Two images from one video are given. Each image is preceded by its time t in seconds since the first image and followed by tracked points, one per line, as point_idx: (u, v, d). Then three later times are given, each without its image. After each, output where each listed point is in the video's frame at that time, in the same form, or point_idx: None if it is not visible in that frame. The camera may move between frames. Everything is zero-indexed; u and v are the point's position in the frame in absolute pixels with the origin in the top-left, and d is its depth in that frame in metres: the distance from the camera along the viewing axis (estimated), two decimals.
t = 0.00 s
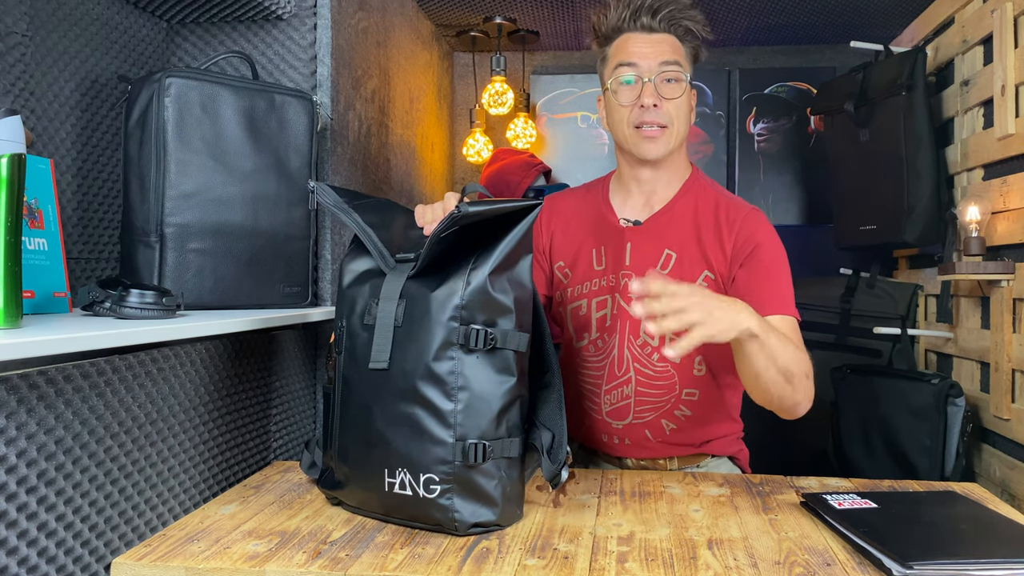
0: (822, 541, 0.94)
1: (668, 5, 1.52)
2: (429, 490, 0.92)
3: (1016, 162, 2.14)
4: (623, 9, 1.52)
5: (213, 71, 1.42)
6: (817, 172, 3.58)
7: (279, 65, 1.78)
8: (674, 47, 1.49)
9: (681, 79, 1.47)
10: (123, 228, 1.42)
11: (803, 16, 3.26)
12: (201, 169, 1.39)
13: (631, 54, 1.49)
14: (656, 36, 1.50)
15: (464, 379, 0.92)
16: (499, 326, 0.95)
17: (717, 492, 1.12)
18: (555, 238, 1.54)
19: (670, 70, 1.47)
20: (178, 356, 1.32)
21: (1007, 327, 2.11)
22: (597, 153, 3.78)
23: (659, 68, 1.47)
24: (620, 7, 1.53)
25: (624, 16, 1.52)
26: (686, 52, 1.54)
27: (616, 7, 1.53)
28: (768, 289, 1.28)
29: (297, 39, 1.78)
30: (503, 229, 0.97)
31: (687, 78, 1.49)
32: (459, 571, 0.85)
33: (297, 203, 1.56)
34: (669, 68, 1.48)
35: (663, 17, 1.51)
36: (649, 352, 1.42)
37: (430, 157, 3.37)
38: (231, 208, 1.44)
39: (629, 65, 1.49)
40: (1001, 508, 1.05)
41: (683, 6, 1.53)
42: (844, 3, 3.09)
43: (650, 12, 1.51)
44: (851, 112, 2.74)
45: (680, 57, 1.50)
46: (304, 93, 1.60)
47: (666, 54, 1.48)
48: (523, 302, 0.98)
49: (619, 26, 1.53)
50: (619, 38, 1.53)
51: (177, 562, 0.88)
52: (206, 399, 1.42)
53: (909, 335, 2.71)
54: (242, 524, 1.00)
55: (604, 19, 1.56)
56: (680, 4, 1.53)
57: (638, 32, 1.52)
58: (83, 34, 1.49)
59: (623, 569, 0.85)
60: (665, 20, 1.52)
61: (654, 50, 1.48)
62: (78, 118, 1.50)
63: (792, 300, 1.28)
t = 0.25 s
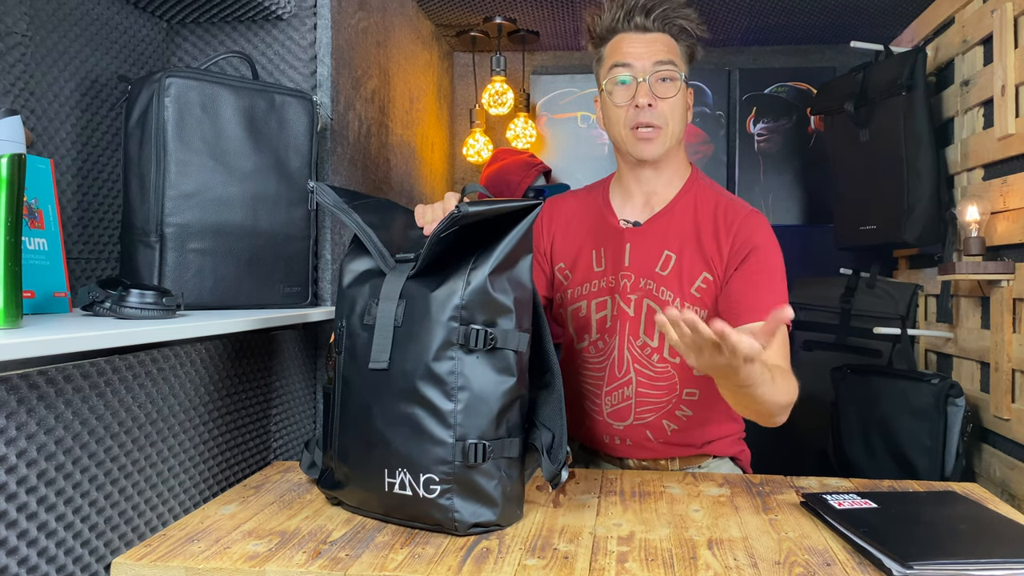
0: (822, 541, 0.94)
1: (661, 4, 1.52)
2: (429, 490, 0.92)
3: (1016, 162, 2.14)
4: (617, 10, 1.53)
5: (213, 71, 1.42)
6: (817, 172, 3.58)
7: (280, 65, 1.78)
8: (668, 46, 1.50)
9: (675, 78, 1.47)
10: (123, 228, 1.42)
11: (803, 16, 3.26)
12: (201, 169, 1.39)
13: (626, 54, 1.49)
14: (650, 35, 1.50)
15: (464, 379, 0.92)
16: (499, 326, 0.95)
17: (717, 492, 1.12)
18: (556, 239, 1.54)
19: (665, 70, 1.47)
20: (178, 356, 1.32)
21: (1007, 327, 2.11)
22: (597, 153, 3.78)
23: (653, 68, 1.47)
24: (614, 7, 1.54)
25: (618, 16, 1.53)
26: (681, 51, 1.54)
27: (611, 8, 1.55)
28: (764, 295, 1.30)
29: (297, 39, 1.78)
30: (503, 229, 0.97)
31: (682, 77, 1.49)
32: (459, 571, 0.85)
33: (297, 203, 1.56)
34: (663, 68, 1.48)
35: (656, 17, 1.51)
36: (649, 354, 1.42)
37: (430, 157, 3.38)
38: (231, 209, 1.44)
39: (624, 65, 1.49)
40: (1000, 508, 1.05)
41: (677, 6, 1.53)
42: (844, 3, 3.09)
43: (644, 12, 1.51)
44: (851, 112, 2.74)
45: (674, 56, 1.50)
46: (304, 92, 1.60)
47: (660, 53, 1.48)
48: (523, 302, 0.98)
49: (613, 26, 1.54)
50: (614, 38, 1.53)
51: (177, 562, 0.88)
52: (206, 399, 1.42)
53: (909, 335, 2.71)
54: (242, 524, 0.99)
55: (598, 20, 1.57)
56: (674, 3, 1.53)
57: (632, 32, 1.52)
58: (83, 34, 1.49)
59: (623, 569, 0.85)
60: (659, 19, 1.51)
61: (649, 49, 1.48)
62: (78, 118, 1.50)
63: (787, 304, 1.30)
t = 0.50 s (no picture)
0: (822, 541, 0.94)
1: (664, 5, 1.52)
2: (429, 490, 0.92)
3: (1016, 162, 2.14)
4: (619, 10, 1.52)
5: (213, 71, 1.42)
6: (817, 172, 3.58)
7: (279, 65, 1.78)
8: (669, 47, 1.49)
9: (676, 80, 1.47)
10: (122, 228, 1.42)
11: (803, 16, 3.26)
12: (201, 169, 1.39)
13: (627, 54, 1.48)
14: (652, 36, 1.50)
15: (463, 379, 0.92)
16: (499, 326, 0.95)
17: (717, 492, 1.12)
18: (555, 240, 1.54)
19: (666, 71, 1.47)
20: (178, 356, 1.32)
21: (1007, 327, 2.11)
22: (597, 153, 3.78)
23: (654, 69, 1.47)
24: (616, 7, 1.53)
25: (620, 16, 1.52)
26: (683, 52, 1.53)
27: (614, 7, 1.54)
28: (763, 297, 1.31)
29: (297, 39, 1.77)
30: (502, 228, 0.97)
31: (683, 79, 1.48)
32: (459, 571, 0.85)
33: (296, 203, 1.56)
34: (664, 69, 1.47)
35: (659, 18, 1.51)
36: (649, 354, 1.41)
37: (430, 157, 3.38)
38: (231, 208, 1.44)
39: (625, 66, 1.48)
40: (1001, 508, 1.05)
41: (679, 6, 1.53)
42: (844, 3, 3.09)
43: (647, 12, 1.50)
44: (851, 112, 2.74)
45: (675, 58, 1.49)
46: (304, 92, 1.60)
47: (661, 55, 1.48)
48: (523, 302, 0.98)
49: (615, 26, 1.53)
50: (615, 38, 1.52)
51: (177, 562, 0.88)
52: (206, 399, 1.42)
53: (909, 335, 2.71)
54: (242, 525, 0.99)
55: (600, 18, 1.56)
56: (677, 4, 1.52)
57: (634, 32, 1.51)
58: (83, 34, 1.49)
59: (623, 569, 0.85)
60: (662, 20, 1.51)
61: (650, 51, 1.48)
62: (78, 118, 1.50)
63: (785, 306, 1.32)
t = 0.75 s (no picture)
0: (822, 541, 0.94)
1: (694, 11, 1.50)
2: (429, 490, 0.92)
3: (1016, 162, 2.14)
4: (648, 10, 1.50)
5: (213, 71, 1.42)
6: (817, 172, 3.58)
7: (279, 65, 1.78)
8: (695, 55, 1.50)
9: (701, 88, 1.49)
10: (122, 228, 1.42)
11: (803, 16, 3.26)
12: (201, 169, 1.39)
13: (656, 58, 1.48)
14: (680, 41, 1.50)
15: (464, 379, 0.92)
16: (499, 326, 0.95)
17: (717, 492, 1.12)
18: (556, 240, 1.54)
19: (692, 78, 1.48)
20: (178, 356, 1.32)
21: (1007, 327, 2.11)
22: (597, 153, 3.78)
23: (682, 75, 1.48)
24: (645, 7, 1.51)
25: (649, 16, 1.50)
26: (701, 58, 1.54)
27: (641, 6, 1.52)
28: (757, 291, 1.27)
29: (297, 39, 1.78)
30: (503, 229, 0.97)
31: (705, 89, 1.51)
32: (459, 571, 0.85)
33: (297, 203, 1.56)
34: (690, 76, 1.48)
35: (688, 23, 1.50)
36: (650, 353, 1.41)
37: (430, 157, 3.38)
38: (231, 209, 1.44)
39: (653, 68, 1.48)
40: (1001, 508, 1.05)
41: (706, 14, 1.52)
42: (844, 3, 3.09)
43: (678, 16, 1.49)
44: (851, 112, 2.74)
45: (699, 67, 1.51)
46: (304, 93, 1.60)
47: (689, 61, 1.49)
48: (523, 302, 0.98)
49: (641, 25, 1.52)
50: (642, 38, 1.51)
51: (177, 562, 0.88)
52: (206, 399, 1.42)
53: (909, 335, 2.71)
54: (242, 525, 0.99)
55: (624, 17, 1.54)
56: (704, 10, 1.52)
57: (662, 35, 1.50)
58: (83, 34, 1.49)
59: (623, 569, 0.85)
60: (690, 26, 1.50)
61: (678, 56, 1.48)
62: (78, 118, 1.50)
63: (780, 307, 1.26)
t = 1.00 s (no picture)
0: (822, 541, 0.94)
1: (699, 12, 1.51)
2: (429, 490, 0.92)
3: (1016, 162, 2.14)
4: (654, 9, 1.51)
5: (213, 71, 1.42)
6: (817, 172, 3.58)
7: (279, 65, 1.78)
8: (699, 56, 1.50)
9: (704, 89, 1.49)
10: (122, 228, 1.42)
11: (803, 16, 3.26)
12: (201, 169, 1.39)
13: (659, 57, 1.49)
14: (683, 41, 1.50)
15: (464, 379, 0.92)
16: (499, 326, 0.95)
17: (717, 492, 1.12)
18: (557, 237, 1.54)
19: (694, 79, 1.49)
20: (178, 356, 1.32)
21: (1007, 327, 2.11)
22: (597, 153, 3.78)
23: (684, 76, 1.48)
24: (651, 6, 1.52)
25: (654, 16, 1.50)
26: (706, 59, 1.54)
27: (647, 6, 1.52)
28: (751, 296, 1.27)
29: (297, 39, 1.78)
30: (503, 229, 0.97)
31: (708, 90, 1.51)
32: (459, 571, 0.85)
33: (297, 203, 1.56)
34: (693, 77, 1.49)
35: (693, 23, 1.50)
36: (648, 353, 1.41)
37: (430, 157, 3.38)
38: (231, 209, 1.44)
39: (655, 68, 1.49)
40: (1001, 508, 1.05)
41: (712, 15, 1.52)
42: (844, 3, 3.09)
43: (683, 16, 1.49)
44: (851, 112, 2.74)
45: (703, 68, 1.51)
46: (304, 93, 1.60)
47: (692, 62, 1.49)
48: (523, 302, 0.98)
49: (646, 25, 1.52)
50: (645, 37, 1.52)
51: (177, 562, 0.88)
52: (206, 399, 1.42)
53: (909, 335, 2.71)
54: (242, 525, 0.99)
55: (630, 15, 1.55)
56: (709, 11, 1.52)
57: (666, 35, 1.50)
58: (83, 34, 1.49)
59: (623, 569, 0.85)
60: (695, 26, 1.50)
61: (681, 56, 1.49)
62: (78, 118, 1.50)
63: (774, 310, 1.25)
